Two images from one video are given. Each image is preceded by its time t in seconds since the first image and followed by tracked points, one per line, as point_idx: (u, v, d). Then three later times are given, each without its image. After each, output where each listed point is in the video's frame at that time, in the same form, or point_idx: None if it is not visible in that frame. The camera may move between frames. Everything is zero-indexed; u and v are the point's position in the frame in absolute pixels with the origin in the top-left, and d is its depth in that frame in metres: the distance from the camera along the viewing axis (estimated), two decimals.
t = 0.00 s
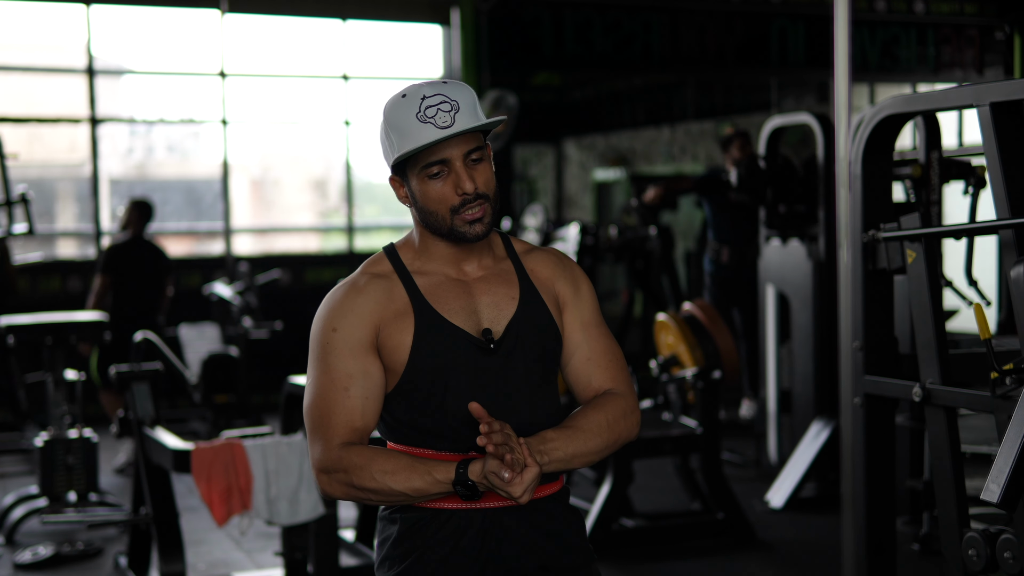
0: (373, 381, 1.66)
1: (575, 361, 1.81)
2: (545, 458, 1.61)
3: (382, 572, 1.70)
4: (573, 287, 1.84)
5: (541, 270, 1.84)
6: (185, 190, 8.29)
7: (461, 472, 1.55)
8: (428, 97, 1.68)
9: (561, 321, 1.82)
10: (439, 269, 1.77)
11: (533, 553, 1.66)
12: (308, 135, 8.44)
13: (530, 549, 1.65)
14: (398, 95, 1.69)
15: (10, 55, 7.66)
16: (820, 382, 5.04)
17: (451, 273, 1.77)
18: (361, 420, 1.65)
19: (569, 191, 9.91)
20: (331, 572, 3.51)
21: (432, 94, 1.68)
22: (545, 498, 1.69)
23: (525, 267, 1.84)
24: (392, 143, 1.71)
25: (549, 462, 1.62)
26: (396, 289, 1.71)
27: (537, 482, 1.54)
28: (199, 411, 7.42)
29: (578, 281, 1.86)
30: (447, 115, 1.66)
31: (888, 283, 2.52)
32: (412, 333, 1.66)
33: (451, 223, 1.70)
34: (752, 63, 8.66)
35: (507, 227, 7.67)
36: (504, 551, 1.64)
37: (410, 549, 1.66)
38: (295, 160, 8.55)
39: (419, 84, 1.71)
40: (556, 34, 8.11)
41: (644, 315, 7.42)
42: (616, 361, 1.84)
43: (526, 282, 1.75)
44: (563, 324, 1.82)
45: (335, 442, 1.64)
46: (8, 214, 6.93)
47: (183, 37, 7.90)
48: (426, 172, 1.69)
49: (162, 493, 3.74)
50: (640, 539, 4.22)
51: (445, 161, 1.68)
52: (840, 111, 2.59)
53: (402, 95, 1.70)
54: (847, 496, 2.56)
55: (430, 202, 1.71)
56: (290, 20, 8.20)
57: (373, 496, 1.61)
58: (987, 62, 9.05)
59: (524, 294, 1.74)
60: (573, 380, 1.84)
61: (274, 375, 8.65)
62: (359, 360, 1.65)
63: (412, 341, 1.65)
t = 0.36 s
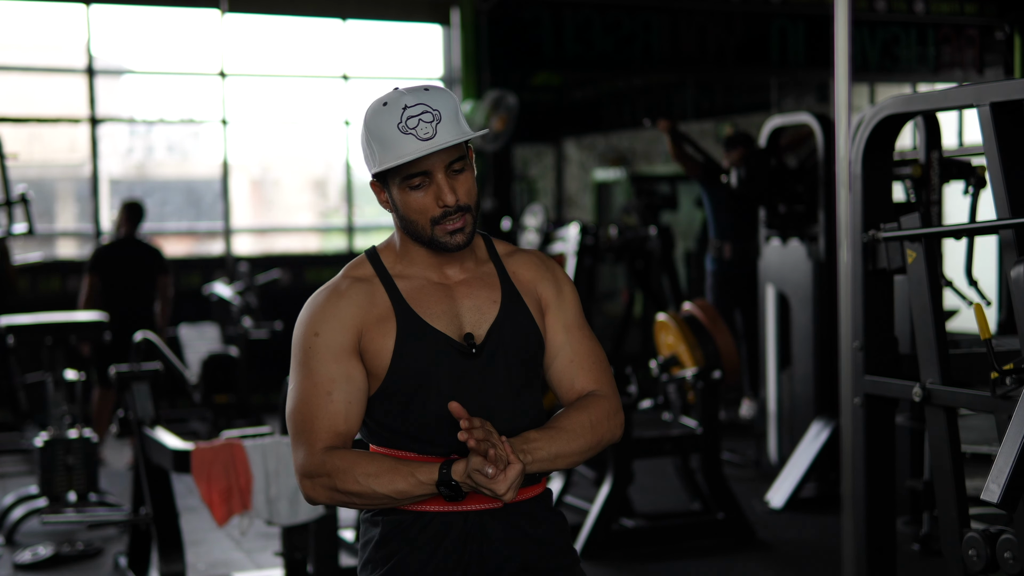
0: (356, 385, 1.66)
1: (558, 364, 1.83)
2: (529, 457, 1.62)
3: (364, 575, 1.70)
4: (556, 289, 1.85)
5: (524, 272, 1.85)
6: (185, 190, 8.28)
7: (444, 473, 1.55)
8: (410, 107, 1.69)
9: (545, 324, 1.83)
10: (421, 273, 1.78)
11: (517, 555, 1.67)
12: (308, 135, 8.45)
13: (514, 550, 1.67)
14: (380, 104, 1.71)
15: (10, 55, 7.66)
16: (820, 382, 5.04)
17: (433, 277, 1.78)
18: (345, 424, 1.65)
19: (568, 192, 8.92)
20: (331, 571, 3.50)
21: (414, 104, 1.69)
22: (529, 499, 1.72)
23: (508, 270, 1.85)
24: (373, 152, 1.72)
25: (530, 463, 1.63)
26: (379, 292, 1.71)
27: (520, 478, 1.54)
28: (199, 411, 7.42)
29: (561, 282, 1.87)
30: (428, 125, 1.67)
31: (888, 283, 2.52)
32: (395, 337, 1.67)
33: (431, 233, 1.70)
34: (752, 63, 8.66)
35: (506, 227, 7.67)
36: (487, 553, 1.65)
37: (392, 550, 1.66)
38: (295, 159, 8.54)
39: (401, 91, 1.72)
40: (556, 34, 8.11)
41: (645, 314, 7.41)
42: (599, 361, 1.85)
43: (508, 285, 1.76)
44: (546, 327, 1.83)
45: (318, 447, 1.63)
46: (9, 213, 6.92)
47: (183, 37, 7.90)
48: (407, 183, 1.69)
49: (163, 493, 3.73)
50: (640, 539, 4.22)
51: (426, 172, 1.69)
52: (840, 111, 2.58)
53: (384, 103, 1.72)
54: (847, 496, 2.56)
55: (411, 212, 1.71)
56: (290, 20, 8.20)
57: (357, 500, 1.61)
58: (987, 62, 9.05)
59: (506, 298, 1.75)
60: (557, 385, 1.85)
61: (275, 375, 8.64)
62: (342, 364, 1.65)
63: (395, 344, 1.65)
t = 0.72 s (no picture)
0: (347, 389, 1.66)
1: (550, 370, 1.84)
2: (526, 464, 1.62)
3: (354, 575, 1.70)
4: (544, 291, 1.86)
5: (512, 274, 1.86)
6: (185, 190, 8.27)
7: (433, 480, 1.55)
8: (408, 114, 1.69)
9: (533, 329, 1.84)
10: (409, 277, 1.77)
11: (507, 555, 1.67)
12: (308, 135, 8.45)
13: (505, 551, 1.67)
14: (377, 109, 1.70)
15: (9, 55, 7.66)
16: (819, 382, 5.05)
17: (421, 280, 1.77)
18: (335, 429, 1.65)
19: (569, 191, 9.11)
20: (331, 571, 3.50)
21: (413, 111, 1.69)
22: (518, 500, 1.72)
23: (497, 272, 1.86)
24: (369, 157, 1.72)
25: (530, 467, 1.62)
26: (368, 296, 1.71)
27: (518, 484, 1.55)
28: (200, 411, 7.42)
29: (549, 284, 1.88)
30: (425, 133, 1.67)
31: (888, 283, 2.52)
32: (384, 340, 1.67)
33: (423, 240, 1.70)
34: (752, 63, 8.66)
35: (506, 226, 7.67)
36: (475, 553, 1.66)
37: (381, 551, 1.66)
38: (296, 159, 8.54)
39: (398, 97, 1.72)
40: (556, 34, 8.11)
41: (645, 314, 7.42)
42: (592, 359, 1.86)
43: (496, 288, 1.77)
44: (535, 328, 1.84)
45: (311, 453, 1.63)
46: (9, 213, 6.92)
47: (183, 37, 7.90)
48: (400, 190, 1.69)
49: (162, 493, 3.74)
50: (639, 539, 4.22)
51: (421, 180, 1.69)
52: (840, 111, 2.58)
53: (382, 109, 1.71)
54: (847, 497, 2.56)
55: (403, 218, 1.71)
56: (290, 20, 8.20)
57: (349, 506, 1.61)
58: (987, 61, 9.05)
59: (494, 301, 1.75)
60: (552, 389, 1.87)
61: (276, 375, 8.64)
62: (332, 369, 1.66)
63: (383, 346, 1.66)
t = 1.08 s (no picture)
0: (345, 387, 1.66)
1: (552, 373, 1.85)
2: (547, 476, 1.64)
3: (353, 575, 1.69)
4: (544, 292, 1.86)
5: (512, 275, 1.86)
6: (185, 190, 8.27)
7: (431, 482, 1.55)
8: (426, 96, 1.71)
9: (532, 329, 1.84)
10: (409, 275, 1.78)
11: (506, 555, 1.68)
12: (308, 135, 8.46)
13: (505, 551, 1.67)
14: (396, 90, 1.71)
15: (9, 55, 7.66)
16: (820, 382, 5.04)
17: (420, 279, 1.78)
18: (332, 428, 1.65)
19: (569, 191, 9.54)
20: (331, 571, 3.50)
21: (431, 94, 1.71)
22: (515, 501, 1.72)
23: (496, 273, 1.85)
24: (382, 134, 1.71)
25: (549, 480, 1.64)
26: (368, 295, 1.71)
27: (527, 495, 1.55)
28: (199, 411, 7.42)
29: (548, 286, 1.88)
30: (443, 114, 1.69)
31: (888, 283, 2.52)
32: (385, 340, 1.67)
33: (430, 223, 1.71)
34: (752, 63, 8.66)
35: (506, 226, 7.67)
36: (476, 553, 1.66)
37: (381, 552, 1.66)
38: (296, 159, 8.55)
39: (416, 82, 1.74)
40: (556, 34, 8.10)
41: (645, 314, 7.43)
42: (590, 361, 1.86)
43: (496, 290, 1.77)
44: (534, 331, 1.84)
45: (306, 451, 1.63)
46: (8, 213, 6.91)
47: (183, 37, 7.90)
48: (413, 168, 1.69)
49: (162, 493, 3.74)
50: (639, 539, 4.22)
51: (434, 160, 1.70)
52: (840, 111, 2.58)
53: (399, 91, 1.72)
54: (847, 497, 2.56)
55: (412, 198, 1.71)
56: (290, 20, 8.20)
57: (344, 505, 1.61)
58: (987, 62, 9.04)
59: (495, 302, 1.75)
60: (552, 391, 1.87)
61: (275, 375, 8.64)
62: (331, 367, 1.65)
63: (384, 347, 1.66)
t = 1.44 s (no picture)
0: (342, 378, 1.66)
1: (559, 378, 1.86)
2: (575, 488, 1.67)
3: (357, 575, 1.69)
4: (554, 297, 1.89)
5: (520, 275, 1.88)
6: (185, 190, 8.32)
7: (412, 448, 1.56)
8: (458, 83, 1.75)
9: (541, 329, 1.85)
10: (414, 268, 1.80)
11: (510, 557, 1.68)
12: (307, 135, 8.46)
13: (507, 552, 1.67)
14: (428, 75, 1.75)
15: (9, 55, 7.65)
16: (819, 382, 5.04)
17: (425, 272, 1.80)
18: (327, 418, 1.66)
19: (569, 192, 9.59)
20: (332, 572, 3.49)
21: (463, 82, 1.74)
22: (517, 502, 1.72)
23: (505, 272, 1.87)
24: (409, 111, 1.73)
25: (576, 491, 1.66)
26: (369, 287, 1.72)
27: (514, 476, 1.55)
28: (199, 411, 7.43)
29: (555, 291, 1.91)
30: (474, 97, 1.72)
31: (888, 283, 2.52)
32: (383, 332, 1.67)
33: (447, 201, 1.74)
34: (752, 63, 8.66)
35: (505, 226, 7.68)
36: (480, 554, 1.66)
37: (384, 553, 1.66)
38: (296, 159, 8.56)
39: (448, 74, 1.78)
40: (556, 34, 8.10)
41: (645, 314, 7.44)
42: (590, 371, 1.90)
43: (503, 287, 1.78)
44: (543, 334, 1.86)
45: (300, 438, 1.64)
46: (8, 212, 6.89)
47: (183, 37, 7.89)
48: (436, 145, 1.73)
49: (163, 493, 3.74)
50: (639, 538, 4.22)
51: (458, 140, 1.73)
52: (840, 111, 2.58)
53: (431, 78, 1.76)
54: (846, 496, 2.56)
55: (430, 175, 1.73)
56: (289, 20, 8.15)
57: (334, 491, 1.60)
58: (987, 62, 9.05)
59: (501, 299, 1.76)
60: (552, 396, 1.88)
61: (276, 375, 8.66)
62: (328, 357, 1.66)
63: (382, 339, 1.66)
